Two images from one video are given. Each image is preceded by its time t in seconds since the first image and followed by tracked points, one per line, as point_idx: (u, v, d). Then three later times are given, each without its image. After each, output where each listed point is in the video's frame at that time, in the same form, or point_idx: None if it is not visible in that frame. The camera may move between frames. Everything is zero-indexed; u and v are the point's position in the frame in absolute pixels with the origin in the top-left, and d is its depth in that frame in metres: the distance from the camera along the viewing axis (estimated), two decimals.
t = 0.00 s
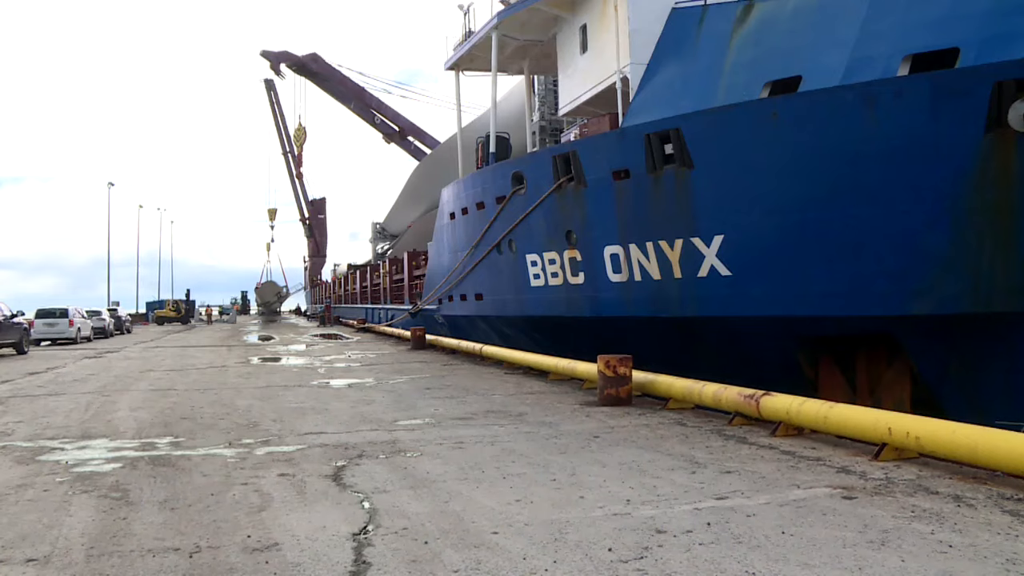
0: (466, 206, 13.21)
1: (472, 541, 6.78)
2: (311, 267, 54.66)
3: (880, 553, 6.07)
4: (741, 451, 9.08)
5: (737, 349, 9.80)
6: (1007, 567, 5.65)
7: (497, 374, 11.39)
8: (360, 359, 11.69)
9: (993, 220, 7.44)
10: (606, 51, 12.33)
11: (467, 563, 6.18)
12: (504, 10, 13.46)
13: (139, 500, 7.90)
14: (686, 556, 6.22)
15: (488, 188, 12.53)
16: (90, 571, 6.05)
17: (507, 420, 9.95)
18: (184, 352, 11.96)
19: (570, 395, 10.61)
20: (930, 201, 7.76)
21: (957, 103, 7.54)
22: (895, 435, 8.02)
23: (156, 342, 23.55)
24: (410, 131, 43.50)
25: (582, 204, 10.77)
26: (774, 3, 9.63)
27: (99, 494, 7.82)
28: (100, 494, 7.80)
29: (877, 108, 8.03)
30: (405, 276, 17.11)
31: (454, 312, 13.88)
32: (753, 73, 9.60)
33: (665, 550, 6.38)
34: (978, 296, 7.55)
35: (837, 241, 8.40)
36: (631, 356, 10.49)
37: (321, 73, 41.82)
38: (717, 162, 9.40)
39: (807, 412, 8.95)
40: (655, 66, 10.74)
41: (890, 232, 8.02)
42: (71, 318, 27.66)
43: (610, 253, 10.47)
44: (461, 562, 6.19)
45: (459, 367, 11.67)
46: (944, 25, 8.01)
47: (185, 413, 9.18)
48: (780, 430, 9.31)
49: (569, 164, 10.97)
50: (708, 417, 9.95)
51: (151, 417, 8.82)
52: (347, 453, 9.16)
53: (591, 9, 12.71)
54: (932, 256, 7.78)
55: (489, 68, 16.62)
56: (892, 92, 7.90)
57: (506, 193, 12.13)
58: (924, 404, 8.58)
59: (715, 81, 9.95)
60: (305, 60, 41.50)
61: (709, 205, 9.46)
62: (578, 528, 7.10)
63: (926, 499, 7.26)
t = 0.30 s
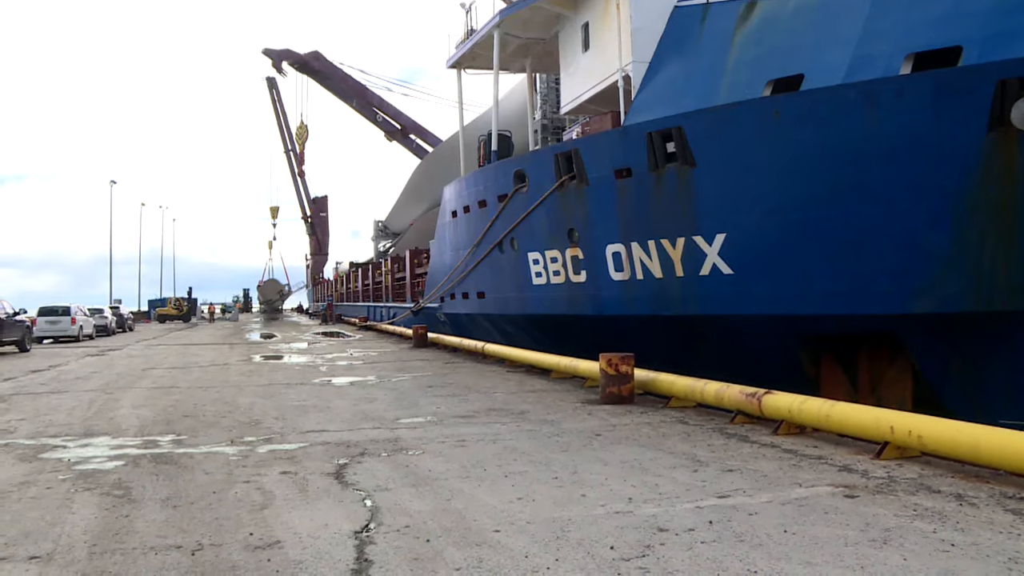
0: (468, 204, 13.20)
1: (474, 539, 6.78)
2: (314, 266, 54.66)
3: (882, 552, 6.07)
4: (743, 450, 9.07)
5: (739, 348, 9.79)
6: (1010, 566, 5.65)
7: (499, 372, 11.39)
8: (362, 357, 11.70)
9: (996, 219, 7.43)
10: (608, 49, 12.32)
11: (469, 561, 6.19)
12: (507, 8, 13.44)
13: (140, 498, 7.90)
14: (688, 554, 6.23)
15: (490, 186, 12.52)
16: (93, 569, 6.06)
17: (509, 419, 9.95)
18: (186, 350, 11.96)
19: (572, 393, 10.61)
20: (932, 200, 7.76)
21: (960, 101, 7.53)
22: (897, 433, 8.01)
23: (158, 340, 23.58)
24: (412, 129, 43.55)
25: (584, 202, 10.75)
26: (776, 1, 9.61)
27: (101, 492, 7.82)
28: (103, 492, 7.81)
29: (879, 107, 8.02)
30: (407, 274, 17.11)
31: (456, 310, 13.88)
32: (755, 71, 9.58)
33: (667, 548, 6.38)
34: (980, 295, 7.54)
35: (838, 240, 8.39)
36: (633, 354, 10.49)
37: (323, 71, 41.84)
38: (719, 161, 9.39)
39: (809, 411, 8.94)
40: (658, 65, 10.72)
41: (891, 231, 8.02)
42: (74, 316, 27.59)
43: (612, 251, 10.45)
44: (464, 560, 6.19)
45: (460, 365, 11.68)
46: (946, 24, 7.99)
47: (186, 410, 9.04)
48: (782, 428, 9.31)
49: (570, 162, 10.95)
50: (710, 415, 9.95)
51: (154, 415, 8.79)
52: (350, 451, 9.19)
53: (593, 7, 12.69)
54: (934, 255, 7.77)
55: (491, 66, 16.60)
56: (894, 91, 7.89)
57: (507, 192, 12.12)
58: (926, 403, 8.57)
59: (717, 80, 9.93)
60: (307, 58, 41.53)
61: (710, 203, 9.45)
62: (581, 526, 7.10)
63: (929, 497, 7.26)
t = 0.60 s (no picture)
0: (478, 199, 12.87)
1: (484, 544, 6.47)
2: (319, 262, 54.40)
3: (911, 562, 5.73)
4: (762, 453, 8.73)
5: (759, 347, 9.43)
6: None
7: (510, 372, 11.07)
8: (369, 357, 11.40)
9: None
10: (623, 38, 11.97)
11: (478, 567, 5.88)
12: None
13: (140, 502, 7.57)
14: (706, 561, 5.90)
15: (500, 181, 12.19)
16: None
17: (520, 420, 9.63)
18: (188, 350, 11.69)
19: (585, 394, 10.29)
20: (963, 192, 7.39)
21: (992, 89, 7.16)
22: (924, 437, 7.65)
23: (161, 338, 23.36)
24: (419, 122, 43.22)
25: (597, 197, 10.41)
26: None
27: (98, 496, 7.55)
28: (100, 497, 7.53)
29: (906, 95, 7.65)
30: (414, 271, 16.80)
31: (466, 308, 13.56)
32: (775, 60, 9.21)
33: (684, 555, 6.06)
34: (1015, 293, 7.13)
35: (863, 235, 8.03)
36: (648, 354, 10.14)
37: (327, 61, 41.57)
38: (737, 154, 9.04)
39: (831, 413, 8.58)
40: (674, 55, 10.37)
41: (919, 225, 7.65)
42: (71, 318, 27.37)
43: (626, 248, 10.11)
44: (473, 567, 5.89)
45: (470, 364, 11.37)
46: (978, 8, 7.60)
47: (187, 411, 8.73)
48: (803, 431, 8.96)
49: (583, 156, 10.62)
50: (728, 417, 9.60)
51: (153, 416, 8.52)
52: (356, 453, 8.90)
53: None
54: (964, 250, 7.40)
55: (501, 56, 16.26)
56: (922, 79, 7.53)
57: (518, 186, 11.79)
58: (956, 406, 8.19)
59: (736, 70, 9.57)
60: (312, 48, 41.27)
61: (729, 197, 9.10)
62: (594, 532, 6.78)
63: (960, 505, 6.90)
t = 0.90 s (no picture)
0: (490, 192, 12.32)
1: (496, 557, 5.95)
2: (324, 260, 53.83)
3: None
4: (793, 462, 8.14)
5: (789, 348, 8.84)
6: None
7: (523, 375, 10.53)
8: (375, 358, 10.88)
9: None
10: (644, 20, 11.41)
11: None
12: None
13: (130, 513, 6.98)
14: None
15: (513, 173, 11.63)
16: None
17: (534, 425, 9.08)
18: (186, 352, 11.21)
19: (603, 398, 9.72)
20: (1014, 181, 6.77)
21: None
22: (972, 447, 7.01)
23: (163, 337, 22.92)
24: (426, 109, 42.75)
25: (616, 189, 9.85)
26: None
27: (85, 508, 7.00)
28: (86, 508, 6.98)
29: (952, 75, 7.05)
30: (422, 269, 16.25)
31: (477, 306, 13.00)
32: (807, 41, 8.61)
33: (710, 572, 5.50)
34: None
35: (904, 228, 7.43)
36: (670, 355, 9.57)
37: (330, 45, 40.90)
38: (766, 142, 8.46)
39: (867, 420, 7.95)
40: (698, 38, 9.80)
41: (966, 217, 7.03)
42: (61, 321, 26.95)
43: (647, 243, 9.53)
44: None
45: (482, 366, 10.82)
46: None
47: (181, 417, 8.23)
48: (837, 438, 8.35)
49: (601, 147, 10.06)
50: (756, 423, 9.01)
51: (144, 421, 8.03)
52: (360, 461, 8.30)
53: None
54: (1015, 244, 6.77)
55: (514, 40, 15.72)
56: (971, 57, 6.91)
57: (532, 178, 11.23)
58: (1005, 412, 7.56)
59: (766, 52, 8.99)
60: (314, 31, 40.64)
61: (757, 189, 8.51)
62: (612, 545, 6.23)
63: (1014, 522, 6.29)
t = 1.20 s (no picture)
0: (507, 182, 11.58)
1: None
2: (325, 255, 52.34)
3: None
4: (839, 476, 7.36)
5: (835, 351, 8.09)
6: None
7: (543, 380, 9.82)
8: (386, 362, 10.22)
9: None
10: None
11: None
12: None
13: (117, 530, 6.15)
14: None
15: (532, 162, 10.90)
16: None
17: (556, 434, 8.37)
18: (186, 357, 10.61)
19: (630, 405, 9.00)
20: None
21: None
22: None
23: (172, 338, 22.39)
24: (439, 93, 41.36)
25: (644, 179, 9.11)
26: None
27: (68, 524, 6.18)
28: (70, 524, 6.15)
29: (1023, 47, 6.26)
30: (435, 265, 15.53)
31: (494, 305, 12.27)
32: (857, 16, 7.87)
33: None
34: None
35: (969, 220, 6.64)
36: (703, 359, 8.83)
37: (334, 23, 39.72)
38: (810, 125, 7.71)
39: (922, 430, 7.11)
40: (734, 14, 9.06)
41: None
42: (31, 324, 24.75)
43: (678, 237, 8.78)
44: None
45: (500, 371, 10.13)
46: None
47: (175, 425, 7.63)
48: (889, 451, 7.56)
49: (627, 133, 9.31)
50: (798, 433, 8.25)
51: (133, 430, 7.44)
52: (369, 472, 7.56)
53: None
54: None
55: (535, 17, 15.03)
56: None
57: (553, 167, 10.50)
58: None
59: (811, 30, 8.27)
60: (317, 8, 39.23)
61: (800, 177, 7.76)
62: (643, 565, 5.51)
63: None
